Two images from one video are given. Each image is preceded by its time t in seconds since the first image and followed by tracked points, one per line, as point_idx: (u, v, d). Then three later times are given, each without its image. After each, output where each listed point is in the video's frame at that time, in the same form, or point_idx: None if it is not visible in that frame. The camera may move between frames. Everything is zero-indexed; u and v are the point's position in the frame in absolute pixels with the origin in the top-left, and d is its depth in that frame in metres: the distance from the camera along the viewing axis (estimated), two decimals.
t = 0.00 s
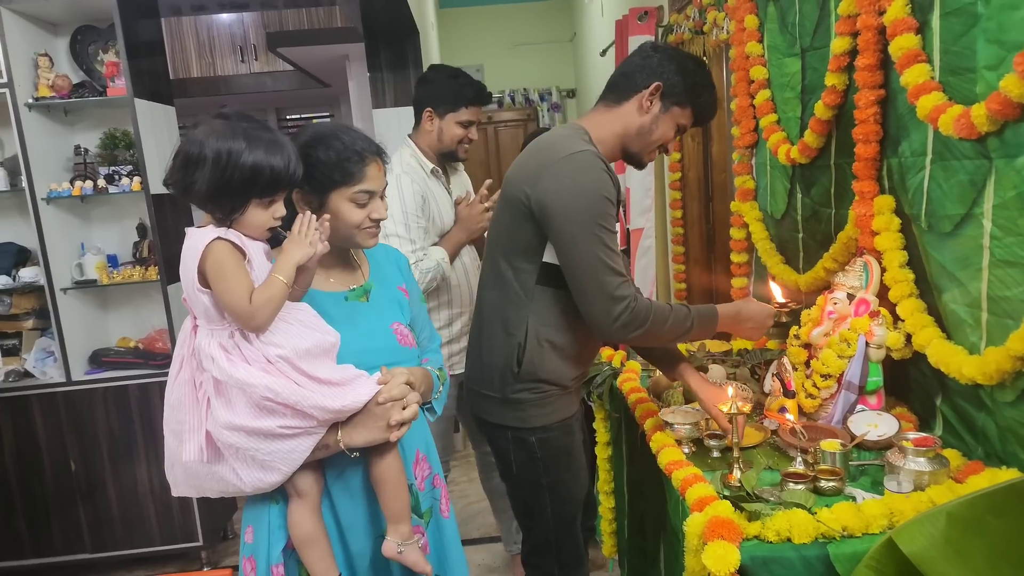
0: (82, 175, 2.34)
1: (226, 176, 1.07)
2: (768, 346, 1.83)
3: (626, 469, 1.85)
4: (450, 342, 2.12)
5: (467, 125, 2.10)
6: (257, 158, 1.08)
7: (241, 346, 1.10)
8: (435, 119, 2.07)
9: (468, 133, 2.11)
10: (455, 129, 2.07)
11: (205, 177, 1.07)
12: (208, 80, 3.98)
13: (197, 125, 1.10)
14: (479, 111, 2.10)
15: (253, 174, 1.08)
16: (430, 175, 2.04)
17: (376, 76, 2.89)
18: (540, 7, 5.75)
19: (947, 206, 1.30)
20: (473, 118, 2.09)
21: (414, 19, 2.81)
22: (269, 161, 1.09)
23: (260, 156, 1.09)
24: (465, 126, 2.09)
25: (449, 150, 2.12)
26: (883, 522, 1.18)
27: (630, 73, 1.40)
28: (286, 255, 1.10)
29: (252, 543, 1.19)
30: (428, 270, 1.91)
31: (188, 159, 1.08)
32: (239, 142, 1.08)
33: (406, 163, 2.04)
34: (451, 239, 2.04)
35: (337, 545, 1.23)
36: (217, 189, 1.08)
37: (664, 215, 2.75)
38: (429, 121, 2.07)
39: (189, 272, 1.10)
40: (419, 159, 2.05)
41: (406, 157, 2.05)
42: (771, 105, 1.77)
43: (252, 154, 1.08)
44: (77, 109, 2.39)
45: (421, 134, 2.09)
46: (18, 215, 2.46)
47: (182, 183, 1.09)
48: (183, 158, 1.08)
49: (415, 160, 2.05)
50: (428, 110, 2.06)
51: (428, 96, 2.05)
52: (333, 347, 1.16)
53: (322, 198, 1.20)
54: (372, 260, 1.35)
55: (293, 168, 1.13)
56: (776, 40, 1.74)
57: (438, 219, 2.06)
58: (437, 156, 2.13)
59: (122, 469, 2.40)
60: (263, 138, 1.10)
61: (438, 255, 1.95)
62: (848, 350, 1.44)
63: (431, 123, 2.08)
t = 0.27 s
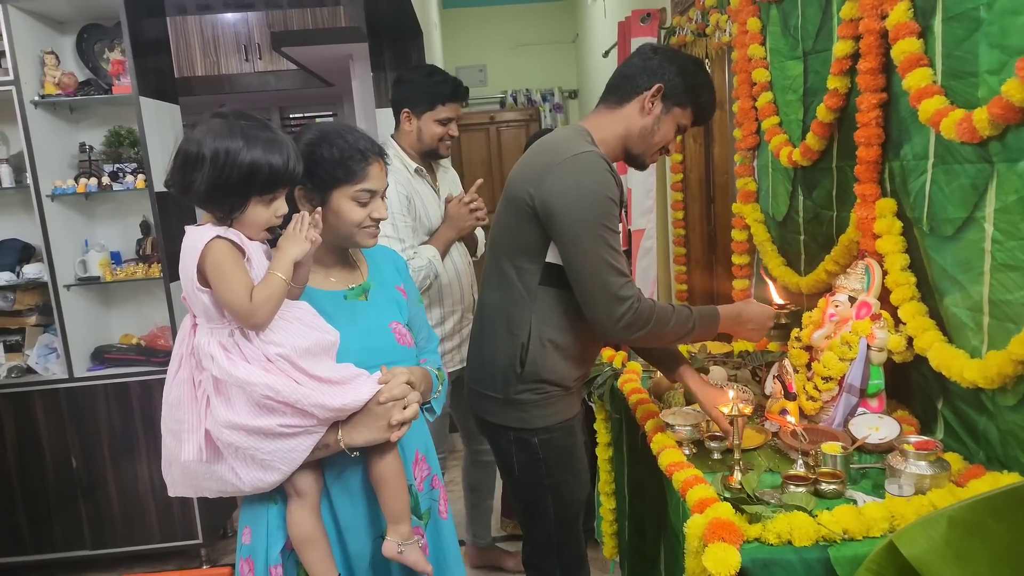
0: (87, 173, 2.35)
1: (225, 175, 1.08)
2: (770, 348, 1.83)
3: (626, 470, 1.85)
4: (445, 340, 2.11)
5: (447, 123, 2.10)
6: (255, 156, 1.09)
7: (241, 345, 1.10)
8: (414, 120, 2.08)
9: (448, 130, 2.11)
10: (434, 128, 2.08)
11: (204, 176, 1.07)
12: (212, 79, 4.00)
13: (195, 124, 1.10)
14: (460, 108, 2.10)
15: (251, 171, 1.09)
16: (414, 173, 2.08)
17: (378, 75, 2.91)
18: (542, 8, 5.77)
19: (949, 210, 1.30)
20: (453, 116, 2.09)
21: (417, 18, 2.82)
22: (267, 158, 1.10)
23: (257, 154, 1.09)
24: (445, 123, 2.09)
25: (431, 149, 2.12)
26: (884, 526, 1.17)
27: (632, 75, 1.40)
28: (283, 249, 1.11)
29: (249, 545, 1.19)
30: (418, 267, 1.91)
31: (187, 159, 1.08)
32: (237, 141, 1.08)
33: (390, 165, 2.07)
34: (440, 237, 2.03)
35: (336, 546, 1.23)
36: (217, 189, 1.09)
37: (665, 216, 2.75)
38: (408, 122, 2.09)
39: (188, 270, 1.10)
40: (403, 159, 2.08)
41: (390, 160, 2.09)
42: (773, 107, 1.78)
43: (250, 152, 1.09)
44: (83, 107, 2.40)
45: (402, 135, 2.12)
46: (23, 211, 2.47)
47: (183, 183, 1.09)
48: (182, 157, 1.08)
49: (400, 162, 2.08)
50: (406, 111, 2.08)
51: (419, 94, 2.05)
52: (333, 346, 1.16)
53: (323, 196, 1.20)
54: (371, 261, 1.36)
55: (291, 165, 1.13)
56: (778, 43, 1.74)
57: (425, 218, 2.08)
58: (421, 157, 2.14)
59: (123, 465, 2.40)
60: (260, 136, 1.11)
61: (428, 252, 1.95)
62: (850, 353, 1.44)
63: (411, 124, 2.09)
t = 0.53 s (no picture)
0: (90, 177, 2.36)
1: (226, 179, 1.08)
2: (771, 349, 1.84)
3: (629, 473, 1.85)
4: (452, 339, 2.11)
5: (444, 126, 2.11)
6: (254, 159, 1.09)
7: (244, 348, 1.10)
8: (410, 125, 2.09)
9: (445, 134, 2.11)
10: (431, 131, 2.08)
11: (206, 181, 1.08)
12: (214, 83, 4.02)
13: (194, 131, 1.11)
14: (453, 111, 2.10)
15: (251, 175, 1.09)
16: (415, 175, 2.08)
17: (380, 79, 2.91)
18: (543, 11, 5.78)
19: (949, 211, 1.30)
20: (448, 118, 2.10)
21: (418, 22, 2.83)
22: (266, 160, 1.10)
23: (257, 157, 1.09)
24: (442, 126, 2.10)
25: (429, 153, 2.13)
26: (886, 527, 1.17)
27: (629, 77, 1.41)
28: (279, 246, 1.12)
29: (252, 549, 1.19)
30: (416, 267, 1.92)
31: (187, 166, 1.09)
32: (236, 145, 1.09)
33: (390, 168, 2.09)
34: (441, 238, 2.04)
35: (339, 549, 1.23)
36: (219, 194, 1.09)
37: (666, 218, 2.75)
38: (405, 127, 2.10)
39: (190, 274, 1.10)
40: (402, 162, 2.09)
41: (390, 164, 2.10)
42: (773, 110, 1.78)
43: (249, 156, 1.09)
44: (85, 111, 2.41)
45: (400, 140, 2.13)
46: (26, 216, 2.48)
47: (186, 190, 1.10)
48: (184, 164, 1.09)
49: (399, 165, 2.09)
50: (402, 117, 2.09)
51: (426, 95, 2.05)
52: (335, 349, 1.16)
53: (322, 200, 1.20)
54: (368, 264, 1.36)
55: (291, 167, 1.13)
56: (778, 45, 1.75)
57: (427, 220, 2.08)
58: (421, 160, 2.15)
59: (126, 469, 2.40)
60: (258, 139, 1.11)
61: (426, 252, 1.95)
62: (851, 354, 1.44)
63: (408, 129, 2.10)
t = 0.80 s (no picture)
0: (90, 175, 2.35)
1: (228, 180, 1.08)
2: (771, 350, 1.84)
3: (629, 472, 1.86)
4: (459, 334, 2.11)
5: (450, 122, 2.10)
6: (257, 161, 1.09)
7: (244, 347, 1.10)
8: (419, 122, 2.10)
9: (452, 130, 2.10)
10: (438, 127, 2.08)
11: (208, 182, 1.08)
12: (214, 82, 4.01)
13: (194, 130, 1.10)
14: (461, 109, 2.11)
15: (254, 176, 1.09)
16: (423, 172, 2.09)
17: (382, 79, 2.91)
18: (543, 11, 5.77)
19: (948, 213, 1.31)
20: (455, 115, 2.09)
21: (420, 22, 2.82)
22: (268, 162, 1.10)
23: (260, 158, 1.09)
24: (449, 123, 2.09)
25: (436, 150, 2.12)
26: (885, 526, 1.18)
27: (624, 72, 1.41)
28: (279, 243, 1.12)
29: (254, 548, 1.19)
30: (425, 260, 1.93)
31: (189, 165, 1.08)
32: (239, 146, 1.09)
33: (399, 164, 2.08)
34: (451, 234, 2.02)
35: (342, 547, 1.23)
36: (220, 194, 1.09)
37: (666, 218, 2.71)
38: (413, 124, 2.11)
39: (188, 274, 1.10)
40: (411, 159, 2.09)
41: (399, 160, 2.10)
42: (774, 111, 1.79)
43: (252, 157, 1.09)
44: (85, 109, 2.40)
45: (409, 138, 2.13)
46: (25, 214, 2.47)
47: (187, 190, 1.10)
48: (184, 164, 1.09)
49: (407, 161, 2.09)
50: (411, 114, 2.10)
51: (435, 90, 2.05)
52: (335, 347, 1.16)
53: (316, 199, 1.20)
54: (367, 263, 1.36)
55: (293, 168, 1.13)
56: (779, 47, 1.75)
57: (436, 214, 2.09)
58: (429, 157, 2.14)
59: (125, 468, 2.40)
60: (261, 141, 1.11)
61: (436, 246, 1.97)
62: (851, 355, 1.45)
63: (416, 126, 2.11)
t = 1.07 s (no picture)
0: (92, 178, 2.36)
1: (228, 186, 1.08)
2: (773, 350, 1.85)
3: (630, 473, 1.86)
4: (462, 334, 2.11)
5: (455, 122, 2.11)
6: (257, 168, 1.09)
7: (242, 352, 1.10)
8: (423, 122, 2.10)
9: (456, 129, 2.11)
10: (443, 127, 2.08)
11: (206, 187, 1.08)
12: (215, 85, 4.03)
13: (192, 133, 1.10)
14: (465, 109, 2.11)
15: (254, 182, 1.10)
16: (428, 172, 2.09)
17: (382, 81, 2.90)
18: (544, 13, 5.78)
19: (949, 212, 1.31)
20: (459, 115, 2.10)
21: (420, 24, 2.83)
22: (268, 169, 1.10)
23: (260, 165, 1.10)
24: (453, 122, 2.10)
25: (441, 150, 2.12)
26: (887, 526, 1.18)
27: (616, 69, 1.40)
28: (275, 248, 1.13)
29: (258, 550, 1.19)
30: (427, 257, 1.93)
31: (187, 169, 1.08)
32: (239, 151, 1.09)
33: (404, 164, 2.08)
34: (455, 234, 2.00)
35: (348, 547, 1.23)
36: (220, 199, 1.09)
37: (667, 217, 2.71)
38: (418, 124, 2.11)
39: (183, 281, 1.10)
40: (416, 159, 2.10)
41: (405, 160, 2.10)
42: (775, 111, 1.79)
43: (253, 164, 1.09)
44: (87, 112, 2.41)
45: (414, 138, 2.13)
46: (27, 217, 2.48)
47: (184, 193, 1.09)
48: (182, 167, 1.08)
49: (412, 160, 2.09)
50: (416, 114, 2.10)
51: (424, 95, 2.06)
52: (335, 348, 1.16)
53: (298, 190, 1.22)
54: (366, 262, 1.36)
55: (291, 174, 1.14)
56: (779, 47, 1.75)
57: (439, 213, 2.09)
58: (433, 156, 2.14)
59: (128, 470, 2.40)
60: (261, 147, 1.11)
61: (439, 244, 1.95)
62: (852, 355, 1.44)
63: (421, 126, 2.11)
